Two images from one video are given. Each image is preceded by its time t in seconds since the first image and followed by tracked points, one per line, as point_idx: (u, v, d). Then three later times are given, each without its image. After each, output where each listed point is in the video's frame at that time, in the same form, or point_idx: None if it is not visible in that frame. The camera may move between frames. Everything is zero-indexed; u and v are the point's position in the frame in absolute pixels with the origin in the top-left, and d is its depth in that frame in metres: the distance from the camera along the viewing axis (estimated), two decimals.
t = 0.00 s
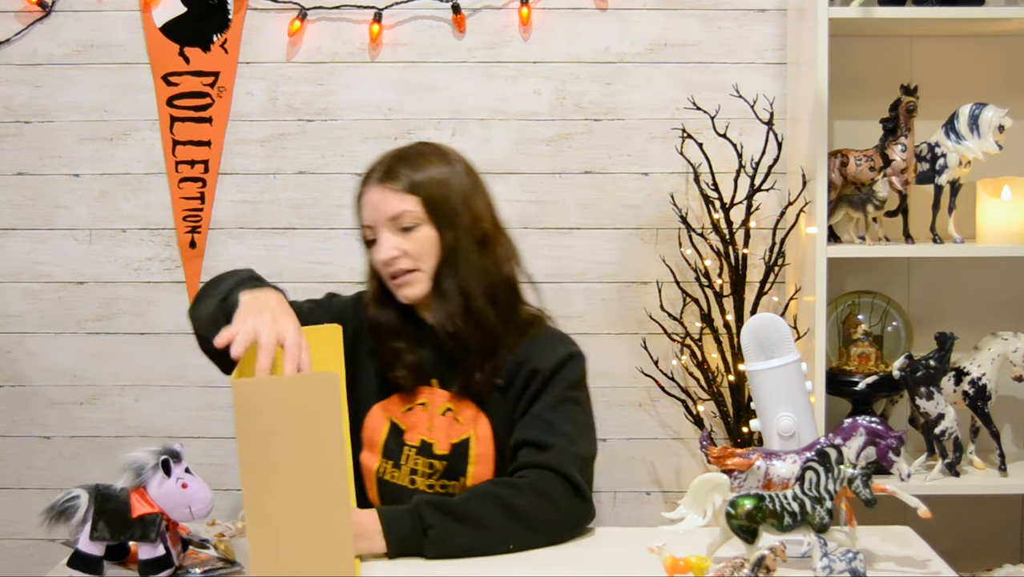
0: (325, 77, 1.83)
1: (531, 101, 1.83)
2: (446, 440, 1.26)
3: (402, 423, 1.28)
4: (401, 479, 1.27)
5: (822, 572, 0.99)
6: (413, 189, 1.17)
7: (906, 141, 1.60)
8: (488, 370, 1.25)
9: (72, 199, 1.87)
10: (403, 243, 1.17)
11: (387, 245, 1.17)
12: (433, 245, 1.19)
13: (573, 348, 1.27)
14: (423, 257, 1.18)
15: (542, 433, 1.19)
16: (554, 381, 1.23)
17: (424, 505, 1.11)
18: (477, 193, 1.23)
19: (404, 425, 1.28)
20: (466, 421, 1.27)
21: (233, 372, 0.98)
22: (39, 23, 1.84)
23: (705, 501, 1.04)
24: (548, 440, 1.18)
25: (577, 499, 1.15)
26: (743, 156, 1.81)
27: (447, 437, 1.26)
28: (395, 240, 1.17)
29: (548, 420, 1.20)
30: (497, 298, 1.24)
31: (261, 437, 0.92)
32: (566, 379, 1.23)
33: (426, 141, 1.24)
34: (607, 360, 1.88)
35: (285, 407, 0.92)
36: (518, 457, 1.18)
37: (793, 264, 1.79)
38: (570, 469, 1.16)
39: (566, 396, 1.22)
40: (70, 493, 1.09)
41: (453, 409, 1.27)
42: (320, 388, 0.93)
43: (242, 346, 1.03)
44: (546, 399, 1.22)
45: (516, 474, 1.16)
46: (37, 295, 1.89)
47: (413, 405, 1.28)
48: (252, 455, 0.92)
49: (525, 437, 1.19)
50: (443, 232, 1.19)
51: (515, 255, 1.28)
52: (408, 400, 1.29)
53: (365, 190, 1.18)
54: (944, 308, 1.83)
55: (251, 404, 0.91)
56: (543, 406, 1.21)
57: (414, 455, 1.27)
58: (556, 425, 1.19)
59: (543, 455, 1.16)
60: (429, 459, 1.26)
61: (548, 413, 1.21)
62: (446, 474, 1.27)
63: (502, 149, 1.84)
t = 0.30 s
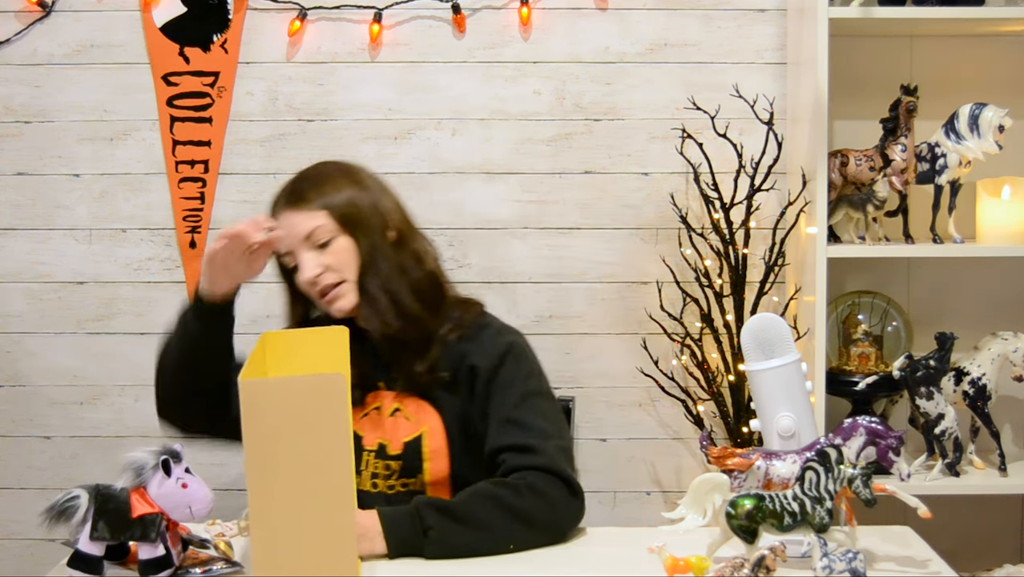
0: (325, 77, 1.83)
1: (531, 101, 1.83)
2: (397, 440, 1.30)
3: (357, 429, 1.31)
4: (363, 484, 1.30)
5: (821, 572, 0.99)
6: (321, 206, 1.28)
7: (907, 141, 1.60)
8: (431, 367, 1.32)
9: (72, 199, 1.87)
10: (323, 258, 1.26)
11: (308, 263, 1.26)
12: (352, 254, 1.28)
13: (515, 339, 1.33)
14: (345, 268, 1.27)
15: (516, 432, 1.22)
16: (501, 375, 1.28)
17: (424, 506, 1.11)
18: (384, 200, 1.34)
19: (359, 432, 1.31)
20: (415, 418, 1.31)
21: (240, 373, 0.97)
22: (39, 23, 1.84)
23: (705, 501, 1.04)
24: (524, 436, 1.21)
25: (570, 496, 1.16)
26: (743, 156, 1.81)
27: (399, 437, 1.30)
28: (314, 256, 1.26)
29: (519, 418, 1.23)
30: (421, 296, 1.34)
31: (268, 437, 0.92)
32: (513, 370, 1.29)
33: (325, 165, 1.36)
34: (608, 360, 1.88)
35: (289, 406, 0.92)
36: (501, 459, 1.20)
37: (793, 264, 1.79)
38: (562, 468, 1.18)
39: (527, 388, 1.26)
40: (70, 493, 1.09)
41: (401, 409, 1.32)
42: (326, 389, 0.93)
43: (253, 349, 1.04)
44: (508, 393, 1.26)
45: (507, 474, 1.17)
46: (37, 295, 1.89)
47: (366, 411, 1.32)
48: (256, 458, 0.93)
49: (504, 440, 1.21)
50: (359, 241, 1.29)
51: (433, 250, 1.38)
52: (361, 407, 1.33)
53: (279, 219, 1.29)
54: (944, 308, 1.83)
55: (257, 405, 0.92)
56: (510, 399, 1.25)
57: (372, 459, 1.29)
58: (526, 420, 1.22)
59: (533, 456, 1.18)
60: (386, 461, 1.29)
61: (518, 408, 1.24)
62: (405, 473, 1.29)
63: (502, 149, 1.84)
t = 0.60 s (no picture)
0: (325, 77, 1.83)
1: (531, 101, 1.83)
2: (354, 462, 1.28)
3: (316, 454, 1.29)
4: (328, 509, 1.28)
5: (821, 572, 0.99)
6: (244, 244, 1.30)
7: (907, 141, 1.60)
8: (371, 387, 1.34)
9: (72, 199, 1.87)
10: (257, 295, 1.30)
11: (242, 302, 1.29)
12: (285, 287, 1.32)
13: (450, 342, 1.34)
14: (279, 299, 1.31)
15: (486, 432, 1.23)
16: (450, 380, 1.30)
17: (422, 505, 1.12)
18: (298, 230, 1.36)
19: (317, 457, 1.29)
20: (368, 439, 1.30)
21: (248, 370, 0.97)
22: (39, 23, 1.84)
23: (705, 501, 1.04)
24: (495, 435, 1.22)
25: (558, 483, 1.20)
26: (743, 156, 1.81)
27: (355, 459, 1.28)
28: (249, 295, 1.29)
29: (483, 418, 1.24)
30: (352, 322, 1.36)
31: (272, 437, 0.93)
32: (455, 374, 1.30)
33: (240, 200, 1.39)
34: (608, 360, 1.88)
35: (298, 405, 0.93)
36: (482, 461, 1.21)
37: (793, 264, 1.79)
38: (550, 461, 1.21)
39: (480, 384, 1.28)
40: (70, 493, 1.08)
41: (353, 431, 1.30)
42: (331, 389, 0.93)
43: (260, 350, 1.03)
44: (464, 394, 1.28)
45: (494, 470, 1.18)
46: (37, 295, 1.89)
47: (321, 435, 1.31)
48: (260, 457, 0.93)
49: (475, 444, 1.23)
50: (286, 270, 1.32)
51: (355, 270, 1.41)
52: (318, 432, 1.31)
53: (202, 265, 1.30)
54: (944, 308, 1.83)
55: (262, 405, 0.92)
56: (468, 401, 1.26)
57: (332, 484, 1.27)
58: (490, 417, 1.24)
59: (517, 451, 1.19)
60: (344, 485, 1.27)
61: (482, 406, 1.25)
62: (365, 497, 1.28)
63: (502, 149, 1.84)
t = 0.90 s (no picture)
0: (325, 77, 1.83)
1: (531, 101, 1.83)
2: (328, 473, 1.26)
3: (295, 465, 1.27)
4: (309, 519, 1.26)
5: (821, 572, 0.99)
6: (223, 248, 1.26)
7: (906, 141, 1.60)
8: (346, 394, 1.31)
9: (72, 199, 1.87)
10: (240, 300, 1.26)
11: (225, 307, 1.26)
12: (268, 289, 1.28)
13: (429, 348, 1.31)
14: (261, 302, 1.28)
15: (481, 440, 1.21)
16: (433, 390, 1.27)
17: (423, 506, 1.12)
18: (275, 230, 1.33)
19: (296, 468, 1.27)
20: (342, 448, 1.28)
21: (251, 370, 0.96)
22: (39, 23, 1.84)
23: (705, 501, 1.04)
24: (491, 442, 1.21)
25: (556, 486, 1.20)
26: (743, 156, 1.81)
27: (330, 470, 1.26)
28: (230, 300, 1.26)
29: (476, 426, 1.22)
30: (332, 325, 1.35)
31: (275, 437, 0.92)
32: (438, 383, 1.27)
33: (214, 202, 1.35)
34: (608, 360, 1.88)
35: (299, 405, 0.92)
36: (480, 468, 1.19)
37: (793, 264, 1.79)
38: (545, 464, 1.20)
39: (469, 391, 1.26)
40: (70, 493, 1.09)
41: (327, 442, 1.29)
42: (336, 390, 0.93)
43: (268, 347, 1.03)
44: (453, 403, 1.25)
45: (496, 475, 1.17)
46: (36, 295, 1.89)
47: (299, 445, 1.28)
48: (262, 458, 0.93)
49: (471, 453, 1.21)
50: (264, 273, 1.28)
51: (332, 271, 1.40)
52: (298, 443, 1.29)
53: (179, 272, 1.26)
54: (944, 308, 1.83)
55: (266, 405, 0.91)
56: (459, 409, 1.24)
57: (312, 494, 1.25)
58: (483, 424, 1.22)
59: (515, 456, 1.19)
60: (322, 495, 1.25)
61: (474, 414, 1.23)
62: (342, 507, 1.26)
63: (502, 149, 1.84)
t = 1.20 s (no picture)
0: (325, 77, 1.83)
1: (531, 101, 1.83)
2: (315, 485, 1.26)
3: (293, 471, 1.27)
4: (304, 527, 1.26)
5: (822, 572, 0.99)
6: (221, 254, 1.25)
7: (906, 141, 1.60)
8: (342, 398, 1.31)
9: (72, 199, 1.87)
10: (240, 307, 1.26)
11: (225, 315, 1.25)
12: (268, 296, 1.28)
13: (428, 353, 1.29)
14: (261, 309, 1.28)
15: (483, 446, 1.21)
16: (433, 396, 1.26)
17: (426, 509, 1.11)
18: (273, 233, 1.32)
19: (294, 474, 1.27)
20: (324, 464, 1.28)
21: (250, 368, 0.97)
22: (39, 23, 1.84)
23: (705, 501, 1.04)
24: (494, 448, 1.20)
25: (560, 491, 1.19)
26: (743, 156, 1.81)
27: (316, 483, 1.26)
28: (230, 308, 1.26)
29: (477, 433, 1.21)
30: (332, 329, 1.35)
31: (268, 438, 0.93)
32: (437, 390, 1.26)
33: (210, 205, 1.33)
34: (608, 360, 1.88)
35: (291, 403, 0.93)
36: (483, 473, 1.19)
37: (793, 264, 1.79)
38: (548, 469, 1.20)
39: (469, 395, 1.25)
40: (70, 493, 1.09)
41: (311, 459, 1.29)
42: (326, 390, 0.93)
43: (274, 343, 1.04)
44: (454, 408, 1.24)
45: (501, 480, 1.17)
46: (36, 295, 1.89)
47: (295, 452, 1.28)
48: (254, 459, 0.93)
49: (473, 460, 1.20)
50: (264, 279, 1.28)
51: (331, 274, 1.40)
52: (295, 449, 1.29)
53: (179, 280, 1.26)
54: (944, 309, 1.83)
55: (260, 404, 0.92)
56: (460, 416, 1.23)
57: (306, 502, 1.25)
58: (485, 430, 1.22)
59: (519, 461, 1.19)
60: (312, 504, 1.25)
61: (476, 419, 1.23)
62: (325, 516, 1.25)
63: (502, 149, 1.84)
